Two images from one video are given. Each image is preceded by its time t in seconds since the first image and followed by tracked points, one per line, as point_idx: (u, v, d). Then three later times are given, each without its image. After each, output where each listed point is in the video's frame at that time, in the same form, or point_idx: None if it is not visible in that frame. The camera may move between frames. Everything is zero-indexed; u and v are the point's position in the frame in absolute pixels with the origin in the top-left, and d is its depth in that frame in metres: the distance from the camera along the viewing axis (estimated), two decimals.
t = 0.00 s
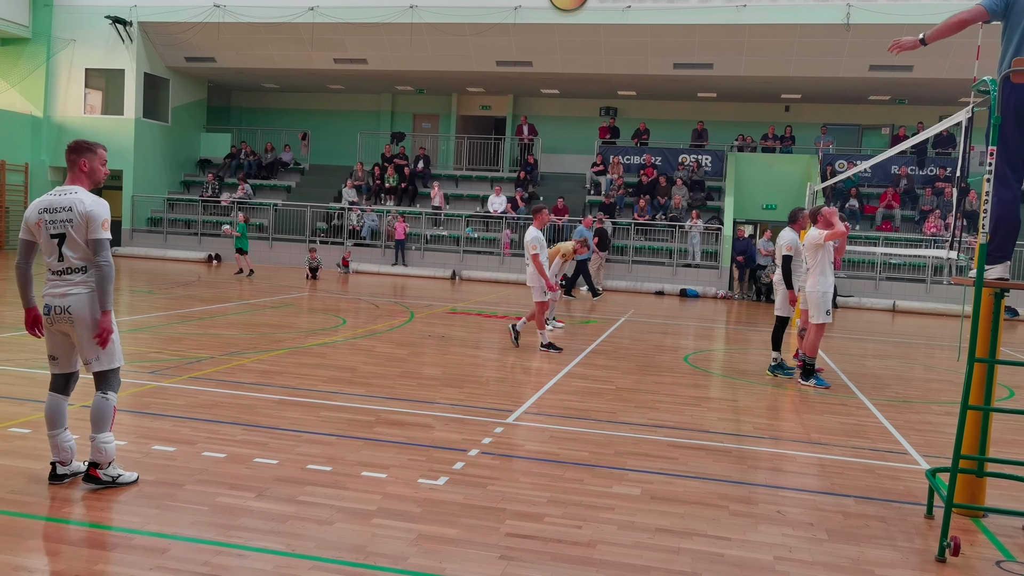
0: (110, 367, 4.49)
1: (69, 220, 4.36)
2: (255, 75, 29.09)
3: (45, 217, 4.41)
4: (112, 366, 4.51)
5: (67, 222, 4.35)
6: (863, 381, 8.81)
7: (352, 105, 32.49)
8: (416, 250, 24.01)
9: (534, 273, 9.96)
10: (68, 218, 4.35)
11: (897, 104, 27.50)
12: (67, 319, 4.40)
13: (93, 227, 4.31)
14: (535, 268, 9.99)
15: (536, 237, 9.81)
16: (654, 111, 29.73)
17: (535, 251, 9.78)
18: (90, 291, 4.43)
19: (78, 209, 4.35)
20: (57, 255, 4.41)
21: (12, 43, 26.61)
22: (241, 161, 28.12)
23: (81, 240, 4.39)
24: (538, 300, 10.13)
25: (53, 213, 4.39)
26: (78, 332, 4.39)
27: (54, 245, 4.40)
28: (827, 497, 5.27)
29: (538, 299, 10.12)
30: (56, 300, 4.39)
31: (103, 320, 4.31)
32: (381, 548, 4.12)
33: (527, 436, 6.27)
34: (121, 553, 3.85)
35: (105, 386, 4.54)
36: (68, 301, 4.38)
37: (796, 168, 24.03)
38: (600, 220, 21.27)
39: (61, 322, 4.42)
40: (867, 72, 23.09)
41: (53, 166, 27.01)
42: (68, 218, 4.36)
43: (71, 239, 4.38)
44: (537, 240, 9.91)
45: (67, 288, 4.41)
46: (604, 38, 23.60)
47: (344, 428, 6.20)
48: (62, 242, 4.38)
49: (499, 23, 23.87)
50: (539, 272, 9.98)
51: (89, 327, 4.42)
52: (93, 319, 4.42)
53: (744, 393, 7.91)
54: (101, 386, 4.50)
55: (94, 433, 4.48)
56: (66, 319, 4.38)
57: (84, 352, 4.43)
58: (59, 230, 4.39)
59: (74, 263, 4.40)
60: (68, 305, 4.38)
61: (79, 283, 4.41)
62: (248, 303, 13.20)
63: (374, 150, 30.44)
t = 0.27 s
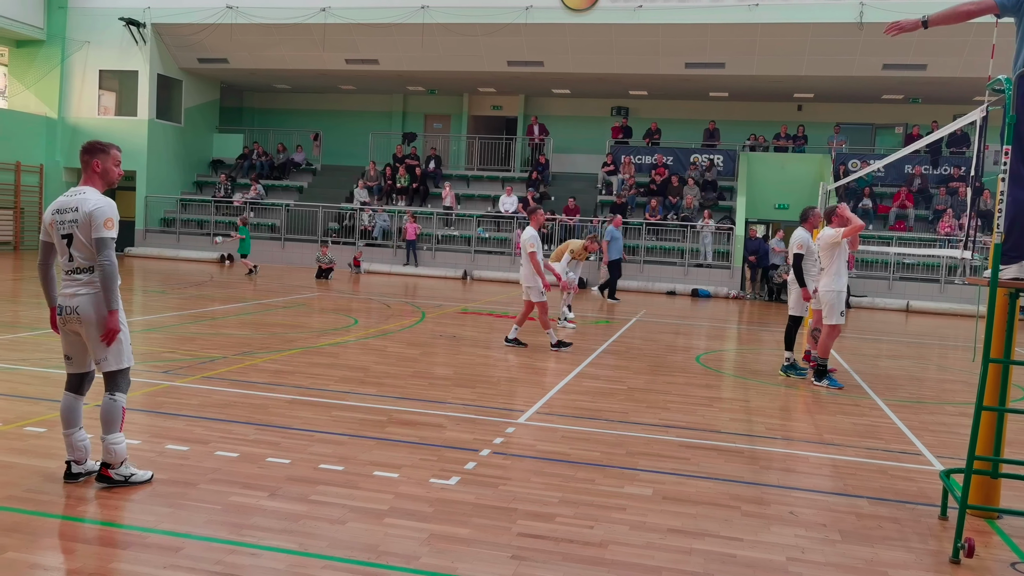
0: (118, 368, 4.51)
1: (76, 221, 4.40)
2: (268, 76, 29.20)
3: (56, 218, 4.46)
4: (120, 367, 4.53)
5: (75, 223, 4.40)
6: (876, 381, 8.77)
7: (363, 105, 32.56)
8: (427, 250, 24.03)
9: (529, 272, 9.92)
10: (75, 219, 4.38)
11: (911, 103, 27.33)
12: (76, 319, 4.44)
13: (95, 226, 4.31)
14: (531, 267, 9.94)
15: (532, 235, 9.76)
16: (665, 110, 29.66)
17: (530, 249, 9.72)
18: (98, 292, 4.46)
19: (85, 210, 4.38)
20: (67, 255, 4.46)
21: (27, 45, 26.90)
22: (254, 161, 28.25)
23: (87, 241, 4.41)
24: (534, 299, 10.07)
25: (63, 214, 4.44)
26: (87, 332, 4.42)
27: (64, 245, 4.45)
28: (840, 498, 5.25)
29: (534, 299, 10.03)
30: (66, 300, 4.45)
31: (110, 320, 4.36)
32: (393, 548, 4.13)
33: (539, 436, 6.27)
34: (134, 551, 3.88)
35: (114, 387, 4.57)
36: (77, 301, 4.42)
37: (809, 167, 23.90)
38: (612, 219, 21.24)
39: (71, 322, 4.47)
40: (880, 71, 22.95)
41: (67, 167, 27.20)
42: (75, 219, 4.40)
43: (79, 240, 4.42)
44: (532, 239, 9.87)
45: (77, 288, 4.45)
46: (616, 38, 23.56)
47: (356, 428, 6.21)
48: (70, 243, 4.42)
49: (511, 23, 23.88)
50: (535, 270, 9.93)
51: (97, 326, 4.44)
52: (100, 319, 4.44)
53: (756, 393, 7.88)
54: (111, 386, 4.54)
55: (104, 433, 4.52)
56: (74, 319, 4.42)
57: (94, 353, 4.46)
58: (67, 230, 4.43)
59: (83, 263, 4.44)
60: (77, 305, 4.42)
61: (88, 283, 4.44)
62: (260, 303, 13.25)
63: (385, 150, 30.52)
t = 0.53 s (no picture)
0: (125, 369, 4.51)
1: (87, 221, 4.42)
2: (277, 76, 29.30)
3: (66, 219, 4.49)
4: (128, 368, 4.54)
5: (85, 224, 4.42)
6: (887, 382, 8.73)
7: (372, 105, 32.62)
8: (435, 250, 24.04)
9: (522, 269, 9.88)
10: (85, 220, 4.41)
11: (921, 102, 27.20)
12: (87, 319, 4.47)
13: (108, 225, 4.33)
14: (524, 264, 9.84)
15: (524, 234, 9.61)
16: (674, 110, 29.60)
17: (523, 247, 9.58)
18: (108, 292, 4.47)
19: (96, 210, 4.40)
20: (78, 256, 4.48)
21: (38, 46, 26.96)
22: (263, 161, 28.35)
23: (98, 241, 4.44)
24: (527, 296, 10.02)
25: (73, 214, 4.47)
26: (96, 333, 4.44)
27: (75, 246, 4.47)
28: (850, 499, 5.23)
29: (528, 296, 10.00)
30: (78, 300, 4.48)
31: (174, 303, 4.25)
32: (403, 547, 4.14)
33: (548, 436, 6.27)
34: (145, 550, 3.90)
35: (123, 388, 4.59)
36: (87, 301, 4.45)
37: (819, 166, 23.80)
38: (620, 219, 21.22)
39: (83, 322, 4.51)
40: (890, 70, 22.83)
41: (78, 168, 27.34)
42: (86, 220, 4.41)
43: (89, 241, 4.44)
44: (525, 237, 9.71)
45: (88, 288, 4.48)
46: (624, 38, 23.53)
47: (366, 427, 6.23)
48: (81, 243, 4.44)
49: (520, 23, 23.88)
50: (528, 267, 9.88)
51: (106, 326, 4.45)
52: (109, 320, 4.46)
53: (766, 393, 7.87)
54: (121, 386, 4.57)
55: (113, 434, 4.56)
56: (86, 319, 4.45)
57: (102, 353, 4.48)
58: (77, 231, 4.44)
59: (93, 264, 4.46)
60: (87, 306, 4.44)
61: (98, 284, 4.46)
62: (269, 303, 13.28)
63: (394, 150, 30.56)
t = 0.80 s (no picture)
0: (141, 370, 4.53)
1: (109, 221, 4.44)
2: (283, 76, 29.35)
3: (85, 218, 4.49)
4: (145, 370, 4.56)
5: (108, 224, 4.43)
6: (894, 381, 8.71)
7: (378, 105, 32.65)
8: (441, 250, 24.05)
9: (512, 268, 9.97)
10: (109, 220, 4.43)
11: (928, 100, 27.10)
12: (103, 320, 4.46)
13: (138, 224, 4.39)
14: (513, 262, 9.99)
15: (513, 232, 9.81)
16: (679, 109, 29.57)
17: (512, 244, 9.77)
18: (126, 293, 4.49)
19: (121, 210, 4.43)
20: (97, 257, 4.48)
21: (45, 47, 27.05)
22: (269, 162, 28.43)
23: (123, 241, 4.48)
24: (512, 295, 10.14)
25: (93, 213, 4.47)
26: (113, 334, 4.44)
27: (96, 246, 4.47)
28: (857, 499, 5.22)
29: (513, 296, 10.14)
30: (92, 301, 4.46)
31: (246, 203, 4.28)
32: (409, 546, 4.15)
33: (555, 435, 6.27)
34: (154, 549, 3.91)
35: (138, 388, 4.59)
36: (103, 302, 4.44)
37: (826, 166, 23.78)
38: (626, 219, 21.22)
39: (97, 323, 4.49)
40: (898, 69, 22.74)
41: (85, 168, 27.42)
42: (111, 220, 4.43)
43: (111, 241, 4.47)
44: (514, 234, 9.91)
45: (104, 290, 4.47)
46: (630, 37, 23.50)
47: (373, 427, 6.24)
48: (102, 242, 4.45)
49: (526, 22, 23.87)
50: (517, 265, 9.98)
51: (124, 328, 4.45)
52: (127, 321, 4.47)
53: (772, 393, 7.86)
54: (136, 386, 4.56)
55: (130, 434, 4.52)
56: (102, 321, 4.44)
57: (118, 354, 4.48)
58: (99, 231, 4.45)
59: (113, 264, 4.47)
60: (103, 306, 4.44)
61: (117, 285, 4.47)
62: (275, 303, 13.30)
63: (400, 150, 30.60)
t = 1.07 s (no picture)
0: (159, 375, 4.54)
1: (135, 224, 4.40)
2: (287, 77, 29.39)
3: (108, 220, 4.43)
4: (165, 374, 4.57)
5: (135, 226, 4.40)
6: (899, 381, 8.70)
7: (382, 105, 32.68)
8: (445, 250, 24.05)
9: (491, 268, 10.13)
10: (134, 222, 4.38)
11: (933, 99, 27.06)
12: (128, 324, 4.45)
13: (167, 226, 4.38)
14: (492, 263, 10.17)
15: (495, 233, 9.99)
16: (683, 109, 29.54)
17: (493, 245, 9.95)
18: (151, 297, 4.48)
19: (148, 211, 4.40)
20: (122, 259, 4.45)
21: (51, 48, 27.13)
22: (274, 161, 28.47)
23: (148, 243, 4.45)
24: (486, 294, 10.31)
25: (118, 215, 4.42)
26: (138, 338, 4.44)
27: (120, 248, 4.43)
28: (862, 499, 5.22)
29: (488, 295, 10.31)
30: (116, 303, 4.43)
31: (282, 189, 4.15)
32: (414, 546, 4.15)
33: (560, 435, 6.27)
34: (160, 548, 3.93)
35: (149, 394, 4.58)
36: (127, 306, 4.41)
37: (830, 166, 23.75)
38: (630, 218, 21.23)
39: (119, 326, 4.47)
40: (902, 68, 22.70)
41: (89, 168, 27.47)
42: (137, 222, 4.39)
43: (135, 244, 4.43)
44: (497, 235, 10.09)
45: (129, 292, 4.44)
46: (634, 37, 23.50)
47: (378, 427, 6.24)
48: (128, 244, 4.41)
49: (530, 22, 23.87)
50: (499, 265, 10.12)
51: (149, 331, 4.46)
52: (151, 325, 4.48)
53: (777, 393, 7.85)
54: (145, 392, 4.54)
55: (139, 440, 4.50)
56: (126, 324, 4.43)
57: (139, 358, 4.48)
58: (123, 233, 4.41)
59: (137, 267, 4.45)
60: (128, 309, 4.42)
61: (142, 288, 4.46)
62: (279, 303, 13.31)
63: (404, 150, 30.63)
